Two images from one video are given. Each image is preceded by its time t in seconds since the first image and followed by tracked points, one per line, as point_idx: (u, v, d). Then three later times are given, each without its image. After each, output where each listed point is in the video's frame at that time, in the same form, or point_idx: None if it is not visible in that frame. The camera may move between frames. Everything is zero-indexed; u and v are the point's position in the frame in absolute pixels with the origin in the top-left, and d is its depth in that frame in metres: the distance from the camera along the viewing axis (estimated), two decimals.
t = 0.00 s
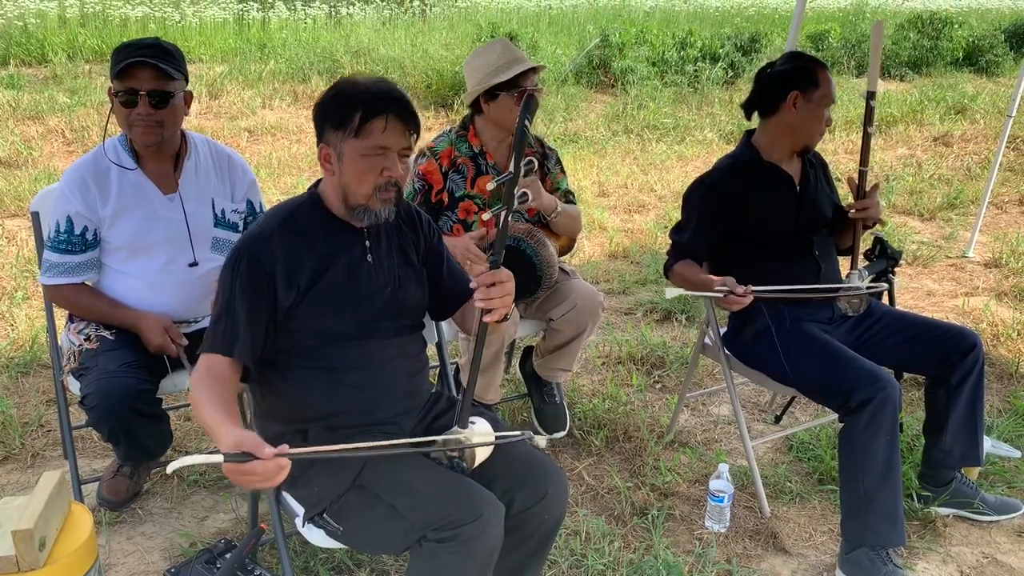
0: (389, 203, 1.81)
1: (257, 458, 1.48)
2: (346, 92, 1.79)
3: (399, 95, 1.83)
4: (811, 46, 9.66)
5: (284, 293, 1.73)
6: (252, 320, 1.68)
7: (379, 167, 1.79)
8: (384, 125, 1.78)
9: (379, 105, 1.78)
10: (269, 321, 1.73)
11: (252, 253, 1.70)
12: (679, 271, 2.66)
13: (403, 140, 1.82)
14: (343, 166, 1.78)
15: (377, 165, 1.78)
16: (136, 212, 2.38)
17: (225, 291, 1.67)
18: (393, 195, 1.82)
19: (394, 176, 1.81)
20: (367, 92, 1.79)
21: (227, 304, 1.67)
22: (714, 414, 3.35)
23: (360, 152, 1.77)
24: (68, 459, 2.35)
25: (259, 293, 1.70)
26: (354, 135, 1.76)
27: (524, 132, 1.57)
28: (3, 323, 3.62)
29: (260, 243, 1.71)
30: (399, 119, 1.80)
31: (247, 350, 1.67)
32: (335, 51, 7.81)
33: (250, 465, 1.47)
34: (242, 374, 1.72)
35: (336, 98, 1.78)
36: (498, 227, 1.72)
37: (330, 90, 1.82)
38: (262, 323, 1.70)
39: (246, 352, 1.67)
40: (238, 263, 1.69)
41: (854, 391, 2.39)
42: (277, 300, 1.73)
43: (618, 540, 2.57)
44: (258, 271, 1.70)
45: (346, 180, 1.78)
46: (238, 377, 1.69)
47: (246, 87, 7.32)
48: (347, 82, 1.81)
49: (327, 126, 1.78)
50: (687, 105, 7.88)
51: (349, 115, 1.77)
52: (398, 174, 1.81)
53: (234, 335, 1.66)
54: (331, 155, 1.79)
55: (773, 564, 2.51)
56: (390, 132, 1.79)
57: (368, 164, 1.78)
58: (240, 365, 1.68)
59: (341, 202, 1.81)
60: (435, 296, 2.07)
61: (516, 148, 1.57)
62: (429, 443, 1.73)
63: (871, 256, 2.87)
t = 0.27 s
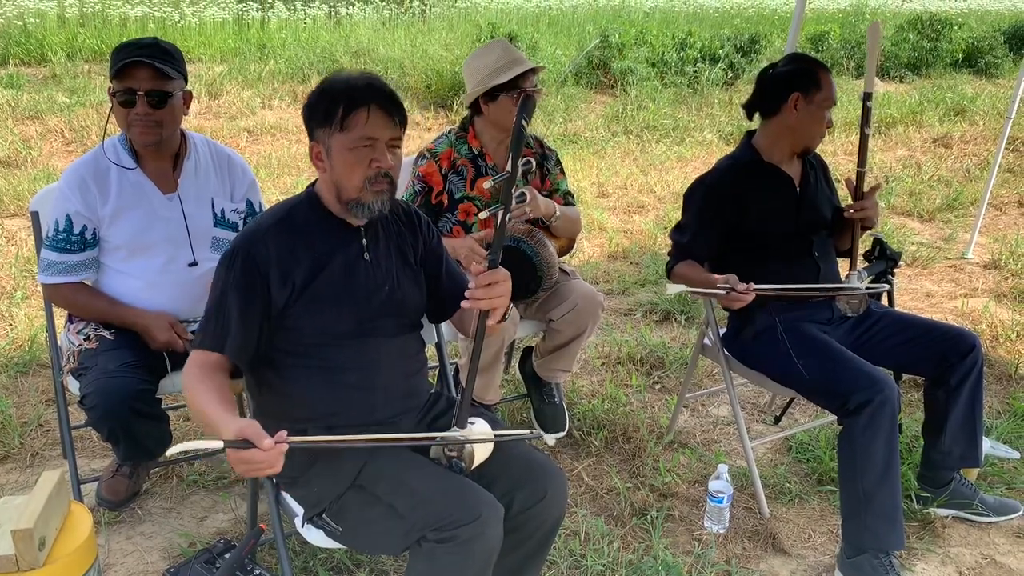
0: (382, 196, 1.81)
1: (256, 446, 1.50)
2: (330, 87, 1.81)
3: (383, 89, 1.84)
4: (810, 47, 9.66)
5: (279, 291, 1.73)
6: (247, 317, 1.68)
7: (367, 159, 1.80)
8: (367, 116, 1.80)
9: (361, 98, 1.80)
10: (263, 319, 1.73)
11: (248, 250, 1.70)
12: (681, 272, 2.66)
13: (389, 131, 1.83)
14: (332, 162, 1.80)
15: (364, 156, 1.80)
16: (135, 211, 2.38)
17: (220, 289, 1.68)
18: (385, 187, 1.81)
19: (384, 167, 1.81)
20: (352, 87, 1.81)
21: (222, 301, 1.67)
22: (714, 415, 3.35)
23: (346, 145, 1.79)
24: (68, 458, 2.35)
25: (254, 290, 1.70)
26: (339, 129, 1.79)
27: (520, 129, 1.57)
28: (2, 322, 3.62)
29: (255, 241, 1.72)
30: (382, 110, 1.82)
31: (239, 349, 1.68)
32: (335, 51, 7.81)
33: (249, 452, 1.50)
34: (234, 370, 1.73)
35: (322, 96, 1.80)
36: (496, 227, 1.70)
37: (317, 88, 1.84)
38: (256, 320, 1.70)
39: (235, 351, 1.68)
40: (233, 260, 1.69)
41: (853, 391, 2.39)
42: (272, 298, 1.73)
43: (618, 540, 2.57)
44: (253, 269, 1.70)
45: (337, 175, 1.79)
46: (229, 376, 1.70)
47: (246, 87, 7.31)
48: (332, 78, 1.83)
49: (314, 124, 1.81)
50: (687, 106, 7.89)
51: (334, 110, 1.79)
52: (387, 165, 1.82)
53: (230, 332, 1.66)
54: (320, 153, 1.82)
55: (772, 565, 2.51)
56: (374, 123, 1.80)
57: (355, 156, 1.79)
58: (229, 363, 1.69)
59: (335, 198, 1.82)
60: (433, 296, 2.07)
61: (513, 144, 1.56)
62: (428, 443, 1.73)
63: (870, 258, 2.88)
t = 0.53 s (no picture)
0: (378, 195, 1.81)
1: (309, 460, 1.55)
2: (318, 89, 1.81)
3: (370, 87, 1.85)
4: (809, 48, 9.67)
5: (281, 296, 1.74)
6: (252, 323, 1.68)
7: (360, 159, 1.80)
8: (354, 116, 1.80)
9: (348, 98, 1.81)
10: (267, 324, 1.73)
11: (249, 255, 1.71)
12: (693, 276, 2.67)
13: (379, 129, 1.84)
14: (325, 164, 1.80)
15: (356, 156, 1.80)
16: (135, 212, 2.38)
17: (222, 294, 1.68)
18: (380, 186, 1.82)
19: (377, 165, 1.82)
20: (339, 87, 1.82)
21: (225, 306, 1.67)
22: (713, 416, 3.35)
23: (337, 146, 1.79)
24: (67, 459, 2.35)
25: (257, 295, 1.70)
26: (330, 131, 1.80)
27: (526, 132, 1.56)
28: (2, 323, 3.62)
29: (256, 246, 1.72)
30: (370, 108, 1.82)
31: (250, 353, 1.69)
32: (335, 52, 7.81)
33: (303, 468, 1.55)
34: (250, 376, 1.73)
35: (311, 98, 1.81)
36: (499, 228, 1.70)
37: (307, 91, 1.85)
38: (262, 325, 1.71)
39: (250, 357, 1.69)
40: (236, 266, 1.70)
41: (852, 393, 2.39)
42: (275, 303, 1.73)
43: (617, 541, 2.58)
44: (255, 274, 1.71)
45: (330, 176, 1.80)
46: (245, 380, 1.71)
47: (245, 87, 7.31)
48: (321, 79, 1.84)
49: (306, 129, 1.82)
50: (686, 107, 7.89)
51: (322, 113, 1.80)
52: (380, 164, 1.82)
53: (234, 338, 1.67)
54: (314, 157, 1.83)
55: (771, 566, 2.52)
56: (363, 122, 1.81)
57: (348, 157, 1.80)
58: (245, 369, 1.69)
59: (332, 200, 1.82)
60: (434, 297, 2.07)
61: (518, 146, 1.56)
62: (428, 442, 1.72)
63: (869, 259, 2.89)
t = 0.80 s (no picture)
0: (372, 194, 1.81)
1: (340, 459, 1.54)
2: (306, 90, 1.81)
3: (358, 86, 1.85)
4: (807, 49, 9.69)
5: (283, 300, 1.73)
6: (257, 329, 1.68)
7: (352, 159, 1.80)
8: (342, 116, 1.80)
9: (336, 98, 1.81)
10: (272, 329, 1.73)
11: (248, 261, 1.70)
12: (694, 279, 2.65)
13: (369, 129, 1.84)
14: (318, 166, 1.81)
15: (348, 157, 1.80)
16: (133, 212, 2.38)
17: (225, 301, 1.67)
18: (374, 185, 1.81)
19: (368, 165, 1.81)
20: (326, 88, 1.81)
21: (229, 313, 1.67)
22: (711, 417, 3.35)
23: (327, 148, 1.80)
24: (65, 460, 2.34)
25: (260, 300, 1.70)
26: (319, 133, 1.80)
27: (527, 135, 1.54)
28: None
29: (256, 251, 1.71)
30: (358, 108, 1.82)
31: (262, 359, 1.69)
32: (332, 53, 7.80)
33: (335, 467, 1.53)
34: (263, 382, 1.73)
35: (297, 101, 1.81)
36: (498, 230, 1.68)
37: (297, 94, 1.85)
38: (267, 330, 1.70)
39: (261, 364, 1.69)
40: (236, 272, 1.69)
41: (850, 394, 2.39)
42: (277, 308, 1.73)
43: (615, 542, 2.58)
44: (256, 279, 1.70)
45: (323, 177, 1.80)
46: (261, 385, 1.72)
47: (243, 88, 7.30)
48: (310, 81, 1.83)
49: (297, 132, 1.83)
50: (683, 108, 7.90)
51: (310, 116, 1.80)
52: (372, 163, 1.82)
53: (240, 345, 1.66)
54: (306, 160, 1.83)
55: (769, 567, 2.52)
56: (351, 121, 1.81)
57: (341, 158, 1.80)
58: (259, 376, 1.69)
59: (326, 202, 1.82)
60: (432, 296, 2.07)
61: (517, 149, 1.55)
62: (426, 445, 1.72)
63: (867, 260, 2.89)
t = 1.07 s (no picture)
0: (356, 195, 1.79)
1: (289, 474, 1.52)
2: (297, 92, 1.81)
3: (347, 88, 1.84)
4: (804, 49, 9.70)
5: (278, 301, 1.73)
6: (250, 329, 1.67)
7: (334, 160, 1.80)
8: (321, 116, 1.80)
9: (318, 98, 1.81)
10: (265, 330, 1.72)
11: (243, 261, 1.70)
12: (679, 279, 2.66)
13: (356, 128, 1.83)
14: (308, 168, 1.81)
15: (331, 158, 1.80)
16: (129, 215, 2.37)
17: (219, 301, 1.67)
18: (359, 185, 1.80)
19: (350, 165, 1.80)
20: (313, 89, 1.81)
21: (222, 313, 1.67)
22: (709, 417, 3.35)
23: (312, 149, 1.80)
24: (62, 463, 2.34)
25: (253, 301, 1.69)
26: (303, 134, 1.81)
27: (519, 137, 1.57)
28: None
29: (251, 251, 1.71)
30: (337, 108, 1.81)
31: (246, 358, 1.67)
32: (329, 54, 7.80)
33: (281, 482, 1.51)
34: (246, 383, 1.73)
35: (290, 103, 1.82)
36: (494, 233, 1.72)
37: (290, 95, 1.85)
38: (261, 330, 1.70)
39: (245, 365, 1.67)
40: (230, 272, 1.69)
41: (849, 394, 2.39)
42: (272, 309, 1.73)
43: (614, 543, 2.57)
44: (250, 280, 1.70)
45: (312, 178, 1.80)
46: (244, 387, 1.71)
47: (240, 90, 7.29)
48: (302, 82, 1.83)
49: (290, 135, 1.84)
50: (680, 109, 7.90)
51: (301, 118, 1.81)
52: (354, 163, 1.81)
53: (232, 345, 1.66)
54: (299, 162, 1.84)
55: (768, 568, 2.52)
56: (330, 122, 1.80)
57: (322, 159, 1.80)
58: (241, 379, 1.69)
59: (320, 203, 1.82)
60: (431, 297, 2.07)
61: (511, 152, 1.56)
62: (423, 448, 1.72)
63: (865, 260, 2.89)
